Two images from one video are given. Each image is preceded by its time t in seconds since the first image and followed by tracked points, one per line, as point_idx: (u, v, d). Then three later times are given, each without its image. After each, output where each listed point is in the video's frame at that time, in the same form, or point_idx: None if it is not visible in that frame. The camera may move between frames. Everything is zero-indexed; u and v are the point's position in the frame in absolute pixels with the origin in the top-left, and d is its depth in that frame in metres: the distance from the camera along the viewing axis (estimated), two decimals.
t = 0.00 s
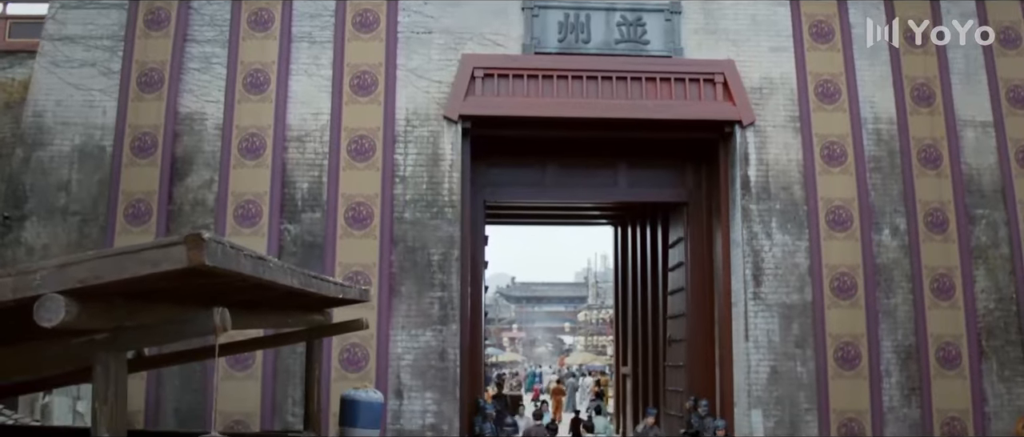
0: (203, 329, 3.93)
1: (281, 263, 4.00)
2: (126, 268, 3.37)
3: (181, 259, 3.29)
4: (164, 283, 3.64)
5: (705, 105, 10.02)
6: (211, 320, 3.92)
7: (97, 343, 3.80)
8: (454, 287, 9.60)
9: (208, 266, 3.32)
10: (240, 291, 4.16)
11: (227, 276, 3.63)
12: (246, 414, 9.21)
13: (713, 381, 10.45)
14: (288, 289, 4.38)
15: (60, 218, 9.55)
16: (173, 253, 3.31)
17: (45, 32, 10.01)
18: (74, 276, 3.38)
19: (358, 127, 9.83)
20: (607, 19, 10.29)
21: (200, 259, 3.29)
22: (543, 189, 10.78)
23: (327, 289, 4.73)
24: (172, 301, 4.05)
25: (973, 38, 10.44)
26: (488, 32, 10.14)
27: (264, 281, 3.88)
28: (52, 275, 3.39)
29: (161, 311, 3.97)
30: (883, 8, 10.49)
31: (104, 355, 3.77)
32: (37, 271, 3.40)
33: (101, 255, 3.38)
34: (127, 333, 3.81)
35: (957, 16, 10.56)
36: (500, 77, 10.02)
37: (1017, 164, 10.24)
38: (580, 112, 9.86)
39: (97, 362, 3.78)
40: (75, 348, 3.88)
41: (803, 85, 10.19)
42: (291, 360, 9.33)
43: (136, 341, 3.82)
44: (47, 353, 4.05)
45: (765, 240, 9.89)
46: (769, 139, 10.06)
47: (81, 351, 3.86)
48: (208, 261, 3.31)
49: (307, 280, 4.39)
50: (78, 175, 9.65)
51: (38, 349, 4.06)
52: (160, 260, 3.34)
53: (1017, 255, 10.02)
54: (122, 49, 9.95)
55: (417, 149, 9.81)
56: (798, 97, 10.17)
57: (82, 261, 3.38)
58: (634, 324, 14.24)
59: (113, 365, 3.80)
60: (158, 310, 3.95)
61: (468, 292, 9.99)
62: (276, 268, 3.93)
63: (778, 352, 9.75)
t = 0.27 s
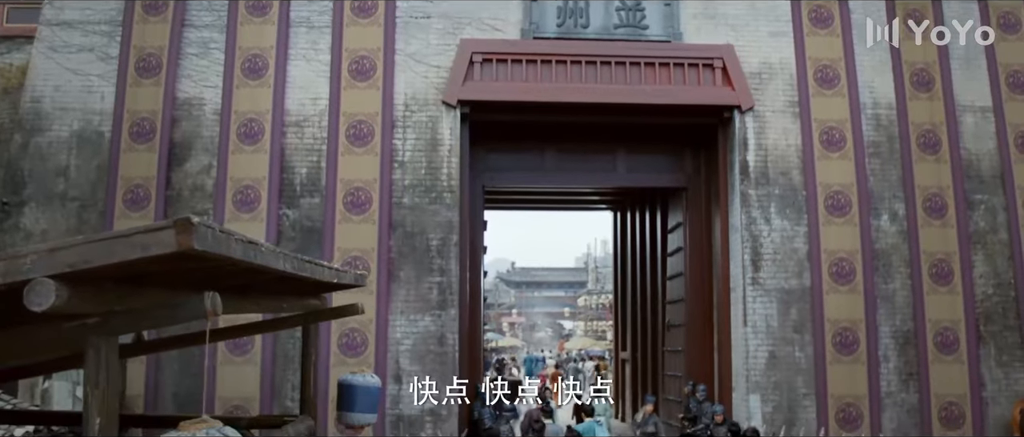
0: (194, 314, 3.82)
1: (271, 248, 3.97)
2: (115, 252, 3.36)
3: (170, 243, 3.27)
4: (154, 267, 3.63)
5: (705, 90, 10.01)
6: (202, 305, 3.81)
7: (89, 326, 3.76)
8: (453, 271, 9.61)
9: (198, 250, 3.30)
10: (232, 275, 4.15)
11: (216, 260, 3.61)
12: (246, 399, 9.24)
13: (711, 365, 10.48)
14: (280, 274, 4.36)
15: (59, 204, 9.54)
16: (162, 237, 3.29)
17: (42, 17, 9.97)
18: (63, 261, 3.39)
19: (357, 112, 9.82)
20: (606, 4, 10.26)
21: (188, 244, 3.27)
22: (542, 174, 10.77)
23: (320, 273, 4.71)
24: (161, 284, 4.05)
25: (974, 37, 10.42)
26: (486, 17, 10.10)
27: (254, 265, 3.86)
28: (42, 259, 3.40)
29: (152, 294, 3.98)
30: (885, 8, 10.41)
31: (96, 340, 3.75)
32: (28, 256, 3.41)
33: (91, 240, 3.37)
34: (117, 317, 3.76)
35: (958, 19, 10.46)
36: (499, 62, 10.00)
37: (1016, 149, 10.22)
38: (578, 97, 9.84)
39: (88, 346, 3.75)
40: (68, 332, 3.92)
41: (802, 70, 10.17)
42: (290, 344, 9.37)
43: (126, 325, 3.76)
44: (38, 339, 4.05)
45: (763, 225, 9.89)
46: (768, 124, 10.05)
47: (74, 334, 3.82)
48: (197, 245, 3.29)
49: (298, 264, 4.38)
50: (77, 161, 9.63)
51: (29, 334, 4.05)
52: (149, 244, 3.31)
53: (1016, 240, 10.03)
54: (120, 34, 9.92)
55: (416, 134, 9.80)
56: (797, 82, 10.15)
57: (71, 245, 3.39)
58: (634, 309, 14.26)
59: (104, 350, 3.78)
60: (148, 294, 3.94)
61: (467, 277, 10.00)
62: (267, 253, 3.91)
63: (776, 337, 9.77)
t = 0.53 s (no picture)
0: (187, 302, 3.94)
1: (265, 236, 3.96)
2: (107, 241, 3.35)
3: (161, 231, 3.27)
4: (147, 255, 3.63)
5: (704, 79, 9.99)
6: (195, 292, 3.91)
7: (82, 315, 3.83)
8: (452, 260, 9.61)
9: (190, 238, 3.29)
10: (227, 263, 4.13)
11: (209, 248, 3.60)
12: (245, 388, 9.26)
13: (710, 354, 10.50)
14: (274, 262, 4.35)
15: (58, 193, 9.54)
16: (154, 225, 3.29)
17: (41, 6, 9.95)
18: (55, 249, 3.37)
19: (356, 100, 9.81)
20: None
21: (181, 232, 3.26)
22: (542, 162, 10.76)
23: (314, 262, 4.69)
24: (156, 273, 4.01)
25: (973, 40, 10.37)
26: (485, 5, 10.08)
27: (245, 252, 3.85)
28: (35, 247, 3.39)
29: (149, 284, 3.94)
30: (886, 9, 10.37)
31: (89, 328, 3.81)
32: (20, 244, 3.40)
33: (82, 228, 3.37)
34: (110, 305, 3.81)
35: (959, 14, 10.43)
36: (498, 50, 9.98)
37: (1016, 138, 10.21)
38: (577, 86, 9.83)
39: (82, 334, 3.81)
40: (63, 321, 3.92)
41: (802, 59, 10.16)
42: (290, 333, 9.38)
43: (119, 314, 3.82)
44: (32, 328, 4.04)
45: (762, 214, 9.90)
46: (768, 113, 10.05)
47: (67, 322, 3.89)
48: (189, 233, 3.29)
49: (293, 252, 4.36)
50: (76, 150, 9.62)
51: (20, 323, 4.05)
52: (141, 232, 3.31)
53: (1015, 230, 10.03)
54: (119, 23, 9.90)
55: (415, 123, 9.79)
56: (797, 71, 10.14)
57: (63, 233, 3.37)
58: (633, 297, 14.28)
59: (98, 338, 3.84)
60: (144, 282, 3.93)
61: (466, 266, 10.01)
62: (260, 242, 3.91)
63: (775, 325, 9.78)
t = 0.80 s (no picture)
0: (177, 287, 3.60)
1: (257, 220, 3.70)
2: (98, 225, 3.13)
3: (150, 215, 3.03)
4: (138, 240, 3.39)
5: (703, 64, 9.98)
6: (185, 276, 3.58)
7: (73, 299, 3.53)
8: (451, 245, 9.62)
9: (181, 223, 3.05)
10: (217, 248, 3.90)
11: (200, 232, 3.37)
12: (245, 373, 9.29)
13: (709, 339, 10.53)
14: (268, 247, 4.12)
15: (57, 179, 9.52)
16: (143, 209, 3.05)
17: None
18: (46, 233, 3.16)
19: (354, 86, 9.79)
20: None
21: (171, 217, 3.02)
22: (541, 147, 10.74)
23: (308, 247, 4.48)
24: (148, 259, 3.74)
25: (973, 37, 10.31)
26: None
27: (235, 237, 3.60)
28: (26, 231, 3.18)
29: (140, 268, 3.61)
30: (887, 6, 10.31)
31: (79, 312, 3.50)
32: (11, 227, 3.19)
33: (73, 212, 3.15)
34: (101, 289, 3.52)
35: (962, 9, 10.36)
36: (497, 35, 9.96)
37: (1016, 124, 10.19)
38: (576, 71, 9.81)
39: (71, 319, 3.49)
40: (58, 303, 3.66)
41: (801, 44, 10.14)
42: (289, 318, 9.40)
43: (109, 299, 3.52)
44: (23, 313, 3.76)
45: (761, 200, 9.91)
46: (767, 98, 10.04)
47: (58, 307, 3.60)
48: (180, 218, 3.05)
49: (286, 236, 4.15)
50: (74, 135, 9.60)
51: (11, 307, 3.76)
52: (131, 215, 3.07)
53: (1014, 216, 10.03)
54: (117, 8, 9.86)
55: (414, 108, 9.78)
56: (796, 56, 10.12)
57: (53, 217, 3.16)
58: (632, 282, 14.30)
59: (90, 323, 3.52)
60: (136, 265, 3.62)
61: (465, 251, 10.01)
62: (253, 226, 3.65)
63: (774, 311, 9.80)
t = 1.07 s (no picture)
0: (166, 270, 3.69)
1: (250, 203, 3.60)
2: (87, 208, 3.05)
3: (140, 198, 2.95)
4: (128, 223, 3.31)
5: (703, 47, 9.97)
6: (177, 259, 3.68)
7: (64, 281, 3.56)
8: (449, 229, 9.63)
9: (171, 206, 2.97)
10: (209, 230, 3.79)
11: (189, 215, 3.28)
12: (245, 357, 9.31)
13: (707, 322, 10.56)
14: (261, 230, 4.01)
15: (55, 163, 9.51)
16: (133, 191, 2.97)
17: None
18: (36, 216, 3.10)
19: (353, 69, 9.77)
20: None
21: (160, 199, 2.93)
22: (540, 131, 10.73)
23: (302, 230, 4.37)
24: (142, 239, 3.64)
25: (974, 37, 10.24)
26: None
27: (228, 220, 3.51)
28: (15, 214, 3.12)
29: (131, 251, 3.60)
30: (887, 7, 10.26)
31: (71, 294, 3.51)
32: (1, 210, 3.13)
33: (64, 195, 3.08)
34: (93, 271, 3.56)
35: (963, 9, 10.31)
36: (495, 19, 9.94)
37: (1015, 109, 10.17)
38: (575, 55, 9.79)
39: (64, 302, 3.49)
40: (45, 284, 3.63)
41: (800, 28, 10.11)
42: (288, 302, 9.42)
43: (100, 281, 3.57)
44: (14, 297, 3.70)
45: (760, 183, 9.91)
46: (766, 82, 10.04)
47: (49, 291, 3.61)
48: (169, 201, 2.96)
49: (279, 219, 4.02)
50: (73, 119, 9.57)
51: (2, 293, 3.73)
52: (121, 198, 3.00)
53: (1012, 200, 10.03)
54: None
55: (412, 92, 9.76)
56: (796, 40, 10.11)
57: (42, 200, 3.10)
58: (632, 266, 14.31)
59: (82, 306, 3.51)
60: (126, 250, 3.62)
61: (464, 235, 10.02)
62: (246, 210, 3.56)
63: (772, 294, 9.82)
